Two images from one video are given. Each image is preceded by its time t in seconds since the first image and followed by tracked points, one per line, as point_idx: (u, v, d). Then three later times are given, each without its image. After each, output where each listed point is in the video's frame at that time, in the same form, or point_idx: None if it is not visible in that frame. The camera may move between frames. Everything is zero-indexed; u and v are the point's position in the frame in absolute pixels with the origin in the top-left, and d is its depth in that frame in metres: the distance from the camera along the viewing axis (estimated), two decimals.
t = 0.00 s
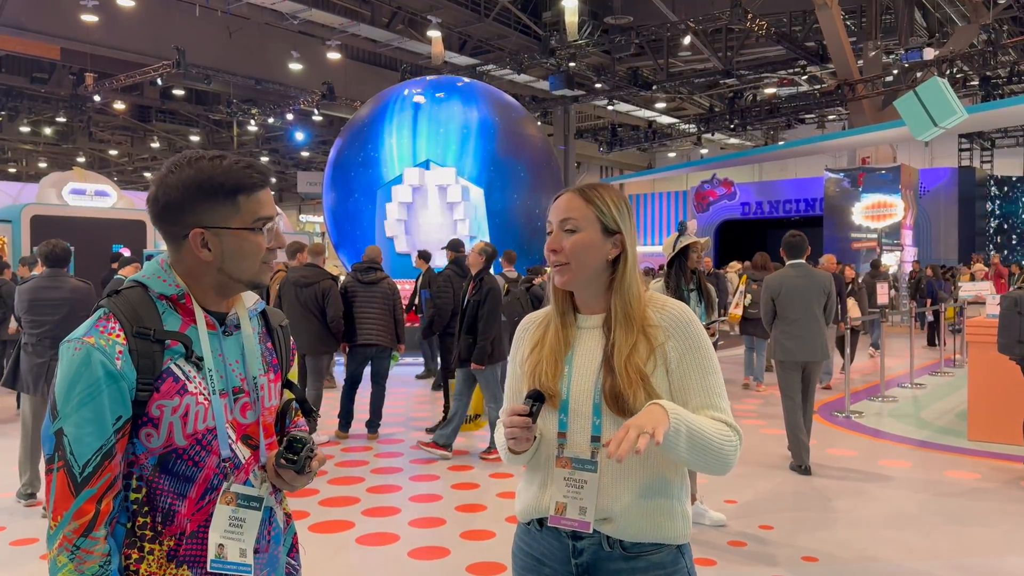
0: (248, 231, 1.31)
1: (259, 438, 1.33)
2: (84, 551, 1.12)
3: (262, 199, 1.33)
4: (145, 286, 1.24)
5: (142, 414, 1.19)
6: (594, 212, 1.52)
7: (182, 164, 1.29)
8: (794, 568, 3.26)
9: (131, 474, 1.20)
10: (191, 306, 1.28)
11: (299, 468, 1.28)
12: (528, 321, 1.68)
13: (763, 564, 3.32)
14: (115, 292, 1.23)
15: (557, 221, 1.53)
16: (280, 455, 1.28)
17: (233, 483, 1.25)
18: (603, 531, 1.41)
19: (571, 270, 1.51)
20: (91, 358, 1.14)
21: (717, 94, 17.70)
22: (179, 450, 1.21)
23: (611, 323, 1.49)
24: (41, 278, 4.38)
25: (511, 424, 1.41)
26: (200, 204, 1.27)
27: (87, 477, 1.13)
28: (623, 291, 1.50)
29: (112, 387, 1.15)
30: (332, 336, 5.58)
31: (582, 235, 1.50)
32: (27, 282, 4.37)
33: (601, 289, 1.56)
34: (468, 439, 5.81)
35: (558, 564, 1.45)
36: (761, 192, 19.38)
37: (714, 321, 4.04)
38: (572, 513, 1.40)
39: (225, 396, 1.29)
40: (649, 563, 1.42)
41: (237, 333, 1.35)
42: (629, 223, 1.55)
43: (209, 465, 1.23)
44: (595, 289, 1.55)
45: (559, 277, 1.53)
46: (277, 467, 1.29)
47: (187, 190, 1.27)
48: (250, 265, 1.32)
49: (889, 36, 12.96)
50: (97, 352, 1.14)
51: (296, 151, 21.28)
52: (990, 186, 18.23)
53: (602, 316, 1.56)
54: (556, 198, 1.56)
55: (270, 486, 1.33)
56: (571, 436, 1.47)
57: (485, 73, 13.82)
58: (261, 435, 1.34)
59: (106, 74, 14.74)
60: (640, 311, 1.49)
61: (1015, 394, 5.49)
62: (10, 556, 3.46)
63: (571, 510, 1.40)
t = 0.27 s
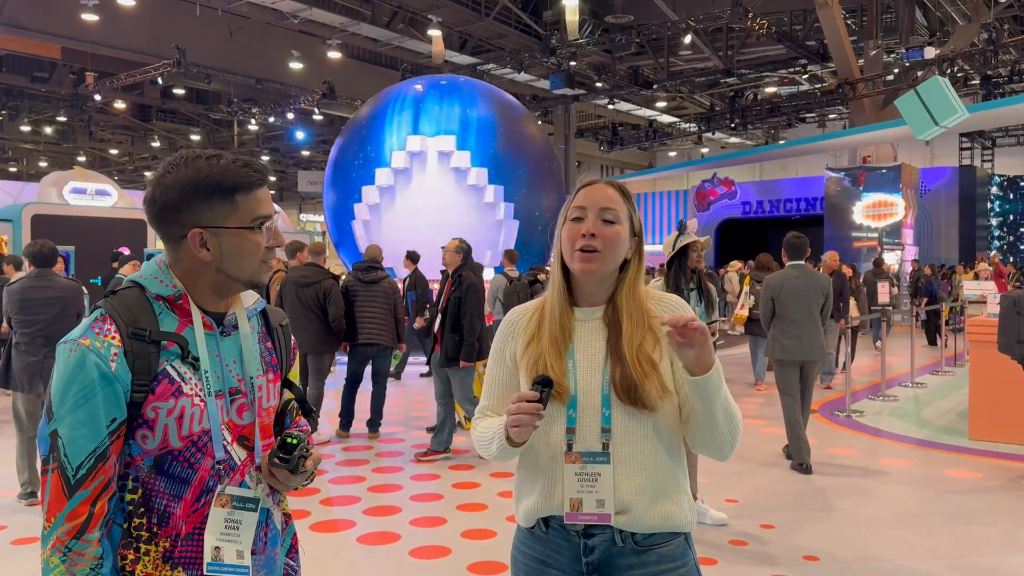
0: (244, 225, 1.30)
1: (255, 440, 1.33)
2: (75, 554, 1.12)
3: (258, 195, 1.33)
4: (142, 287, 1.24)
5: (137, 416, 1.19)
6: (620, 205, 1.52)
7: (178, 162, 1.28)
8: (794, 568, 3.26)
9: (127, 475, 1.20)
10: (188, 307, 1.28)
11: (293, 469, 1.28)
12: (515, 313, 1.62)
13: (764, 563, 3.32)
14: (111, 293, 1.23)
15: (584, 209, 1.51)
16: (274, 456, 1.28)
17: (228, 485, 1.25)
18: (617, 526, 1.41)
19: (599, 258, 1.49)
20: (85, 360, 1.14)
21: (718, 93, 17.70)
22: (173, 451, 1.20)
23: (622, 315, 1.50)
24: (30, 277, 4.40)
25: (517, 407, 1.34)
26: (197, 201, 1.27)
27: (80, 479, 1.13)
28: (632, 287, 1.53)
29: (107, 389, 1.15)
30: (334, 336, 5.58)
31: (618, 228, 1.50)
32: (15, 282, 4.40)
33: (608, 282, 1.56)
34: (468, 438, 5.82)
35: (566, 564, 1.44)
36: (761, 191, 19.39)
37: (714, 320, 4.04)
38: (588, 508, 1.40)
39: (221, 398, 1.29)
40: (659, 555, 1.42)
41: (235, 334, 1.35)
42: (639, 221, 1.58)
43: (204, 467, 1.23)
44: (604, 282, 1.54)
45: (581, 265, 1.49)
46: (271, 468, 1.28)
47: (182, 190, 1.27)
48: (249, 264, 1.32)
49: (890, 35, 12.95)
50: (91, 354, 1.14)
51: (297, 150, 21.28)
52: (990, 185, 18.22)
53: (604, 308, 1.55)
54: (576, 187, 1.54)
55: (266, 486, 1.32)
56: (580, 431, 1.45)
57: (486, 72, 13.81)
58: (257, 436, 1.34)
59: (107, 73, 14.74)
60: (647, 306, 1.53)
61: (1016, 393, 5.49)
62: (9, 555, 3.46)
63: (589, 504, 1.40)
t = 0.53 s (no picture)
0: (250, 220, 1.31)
1: (259, 440, 1.33)
2: (79, 552, 1.13)
3: (262, 191, 1.33)
4: (147, 286, 1.25)
5: (141, 415, 1.19)
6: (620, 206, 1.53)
7: (184, 159, 1.29)
8: (794, 567, 3.27)
9: (130, 474, 1.20)
10: (193, 306, 1.28)
11: (296, 469, 1.27)
12: (512, 317, 1.60)
13: (765, 562, 3.33)
14: (116, 292, 1.23)
15: (585, 211, 1.50)
16: (277, 455, 1.28)
17: (229, 485, 1.25)
18: (628, 525, 1.41)
19: (607, 258, 1.49)
20: (89, 359, 1.14)
21: (719, 92, 17.70)
22: (177, 451, 1.21)
23: (628, 316, 1.52)
24: (21, 274, 4.53)
25: (535, 401, 1.33)
26: (203, 198, 1.28)
27: (84, 477, 1.14)
28: (634, 287, 1.55)
29: (110, 387, 1.15)
30: (335, 334, 5.60)
31: (620, 228, 1.51)
32: (7, 279, 4.51)
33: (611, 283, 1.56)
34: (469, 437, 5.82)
35: (573, 564, 1.44)
36: (762, 190, 19.39)
37: (713, 319, 4.04)
38: (602, 511, 1.40)
39: (224, 398, 1.29)
40: (664, 552, 1.44)
41: (240, 334, 1.35)
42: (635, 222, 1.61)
43: (206, 467, 1.23)
44: (607, 284, 1.54)
45: (589, 266, 1.49)
46: (274, 468, 1.28)
47: (188, 187, 1.27)
48: (254, 260, 1.31)
49: (890, 33, 12.94)
50: (95, 353, 1.15)
51: (297, 149, 21.28)
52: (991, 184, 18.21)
53: (609, 309, 1.56)
54: (574, 188, 1.54)
55: (268, 487, 1.32)
56: (592, 433, 1.45)
57: (487, 71, 13.80)
58: (260, 436, 1.34)
59: (107, 72, 14.75)
60: (650, 306, 1.55)
61: (1017, 393, 5.49)
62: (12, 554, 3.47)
63: (602, 507, 1.40)
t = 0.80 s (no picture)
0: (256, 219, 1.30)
1: (263, 440, 1.33)
2: (87, 551, 1.13)
3: (269, 191, 1.33)
4: (153, 285, 1.25)
5: (147, 415, 1.19)
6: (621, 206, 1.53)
7: (191, 157, 1.29)
8: (794, 565, 3.28)
9: (136, 473, 1.20)
10: (199, 306, 1.28)
11: (300, 469, 1.28)
12: (514, 317, 1.61)
13: (766, 561, 3.33)
14: (123, 291, 1.23)
15: (586, 212, 1.50)
16: (281, 455, 1.28)
17: (233, 485, 1.24)
18: (629, 526, 1.41)
19: (609, 258, 1.49)
20: (96, 359, 1.15)
21: (720, 91, 17.69)
22: (183, 451, 1.21)
23: (629, 316, 1.52)
24: (24, 275, 4.55)
25: (540, 399, 1.33)
26: (209, 196, 1.27)
27: (90, 477, 1.14)
28: (635, 287, 1.55)
29: (117, 387, 1.15)
30: (337, 333, 5.60)
31: (621, 228, 1.51)
32: (9, 280, 4.53)
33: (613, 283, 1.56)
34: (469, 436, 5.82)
35: (574, 564, 1.45)
36: (762, 189, 19.40)
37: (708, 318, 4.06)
38: (603, 511, 1.40)
39: (230, 397, 1.29)
40: (664, 552, 1.43)
41: (246, 334, 1.35)
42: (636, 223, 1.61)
43: (211, 467, 1.23)
44: (609, 285, 1.54)
45: (592, 266, 1.49)
46: (278, 467, 1.28)
47: (196, 184, 1.27)
48: (260, 259, 1.31)
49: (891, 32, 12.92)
50: (102, 352, 1.15)
51: (297, 148, 21.29)
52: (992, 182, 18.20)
53: (612, 310, 1.55)
54: (574, 188, 1.54)
55: (273, 486, 1.32)
56: (593, 433, 1.45)
57: (487, 70, 13.79)
58: (265, 435, 1.34)
59: (107, 71, 14.75)
60: (651, 306, 1.55)
61: (1017, 391, 5.49)
62: (13, 553, 3.46)
63: (604, 508, 1.40)
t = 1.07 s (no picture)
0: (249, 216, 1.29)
1: (266, 438, 1.33)
2: (89, 545, 1.13)
3: (266, 188, 1.33)
4: (159, 281, 1.25)
5: (150, 411, 1.19)
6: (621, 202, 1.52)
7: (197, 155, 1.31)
8: (795, 564, 3.28)
9: (140, 470, 1.20)
10: (203, 303, 1.28)
11: (302, 469, 1.27)
12: (520, 314, 1.64)
13: (767, 559, 3.34)
14: (130, 286, 1.24)
15: (584, 209, 1.50)
16: (284, 454, 1.28)
17: (236, 482, 1.25)
18: (621, 525, 1.40)
19: (605, 255, 1.48)
20: (100, 353, 1.14)
21: (720, 90, 17.68)
22: (184, 448, 1.21)
23: (629, 313, 1.50)
24: (33, 273, 4.65)
25: (522, 386, 1.36)
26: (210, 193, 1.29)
27: (93, 472, 1.13)
28: (638, 283, 1.53)
29: (121, 382, 1.15)
30: (336, 332, 5.56)
31: (619, 225, 1.49)
32: (18, 279, 4.61)
33: (616, 280, 1.55)
34: (469, 434, 5.83)
35: (568, 562, 1.44)
36: (763, 187, 19.38)
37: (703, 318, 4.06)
38: (594, 509, 1.40)
39: (234, 395, 1.28)
40: (660, 554, 1.41)
41: (251, 331, 1.34)
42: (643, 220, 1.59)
43: (214, 464, 1.23)
44: (612, 281, 1.54)
45: (588, 263, 1.49)
46: (280, 466, 1.28)
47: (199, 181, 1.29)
48: (237, 252, 1.28)
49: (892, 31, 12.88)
50: (107, 348, 1.15)
51: (298, 146, 21.28)
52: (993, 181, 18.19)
53: (613, 308, 1.54)
54: (574, 186, 1.54)
55: (276, 486, 1.32)
56: (586, 430, 1.45)
57: (487, 68, 13.77)
58: (268, 434, 1.33)
59: (108, 70, 14.74)
60: (653, 303, 1.52)
61: (1017, 390, 5.49)
62: (14, 552, 3.46)
63: (595, 505, 1.40)
